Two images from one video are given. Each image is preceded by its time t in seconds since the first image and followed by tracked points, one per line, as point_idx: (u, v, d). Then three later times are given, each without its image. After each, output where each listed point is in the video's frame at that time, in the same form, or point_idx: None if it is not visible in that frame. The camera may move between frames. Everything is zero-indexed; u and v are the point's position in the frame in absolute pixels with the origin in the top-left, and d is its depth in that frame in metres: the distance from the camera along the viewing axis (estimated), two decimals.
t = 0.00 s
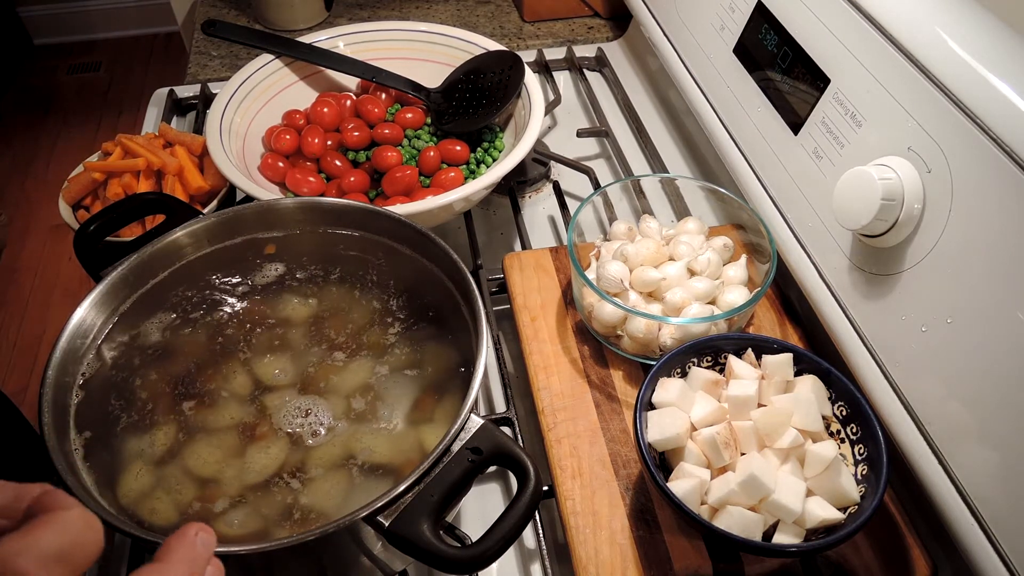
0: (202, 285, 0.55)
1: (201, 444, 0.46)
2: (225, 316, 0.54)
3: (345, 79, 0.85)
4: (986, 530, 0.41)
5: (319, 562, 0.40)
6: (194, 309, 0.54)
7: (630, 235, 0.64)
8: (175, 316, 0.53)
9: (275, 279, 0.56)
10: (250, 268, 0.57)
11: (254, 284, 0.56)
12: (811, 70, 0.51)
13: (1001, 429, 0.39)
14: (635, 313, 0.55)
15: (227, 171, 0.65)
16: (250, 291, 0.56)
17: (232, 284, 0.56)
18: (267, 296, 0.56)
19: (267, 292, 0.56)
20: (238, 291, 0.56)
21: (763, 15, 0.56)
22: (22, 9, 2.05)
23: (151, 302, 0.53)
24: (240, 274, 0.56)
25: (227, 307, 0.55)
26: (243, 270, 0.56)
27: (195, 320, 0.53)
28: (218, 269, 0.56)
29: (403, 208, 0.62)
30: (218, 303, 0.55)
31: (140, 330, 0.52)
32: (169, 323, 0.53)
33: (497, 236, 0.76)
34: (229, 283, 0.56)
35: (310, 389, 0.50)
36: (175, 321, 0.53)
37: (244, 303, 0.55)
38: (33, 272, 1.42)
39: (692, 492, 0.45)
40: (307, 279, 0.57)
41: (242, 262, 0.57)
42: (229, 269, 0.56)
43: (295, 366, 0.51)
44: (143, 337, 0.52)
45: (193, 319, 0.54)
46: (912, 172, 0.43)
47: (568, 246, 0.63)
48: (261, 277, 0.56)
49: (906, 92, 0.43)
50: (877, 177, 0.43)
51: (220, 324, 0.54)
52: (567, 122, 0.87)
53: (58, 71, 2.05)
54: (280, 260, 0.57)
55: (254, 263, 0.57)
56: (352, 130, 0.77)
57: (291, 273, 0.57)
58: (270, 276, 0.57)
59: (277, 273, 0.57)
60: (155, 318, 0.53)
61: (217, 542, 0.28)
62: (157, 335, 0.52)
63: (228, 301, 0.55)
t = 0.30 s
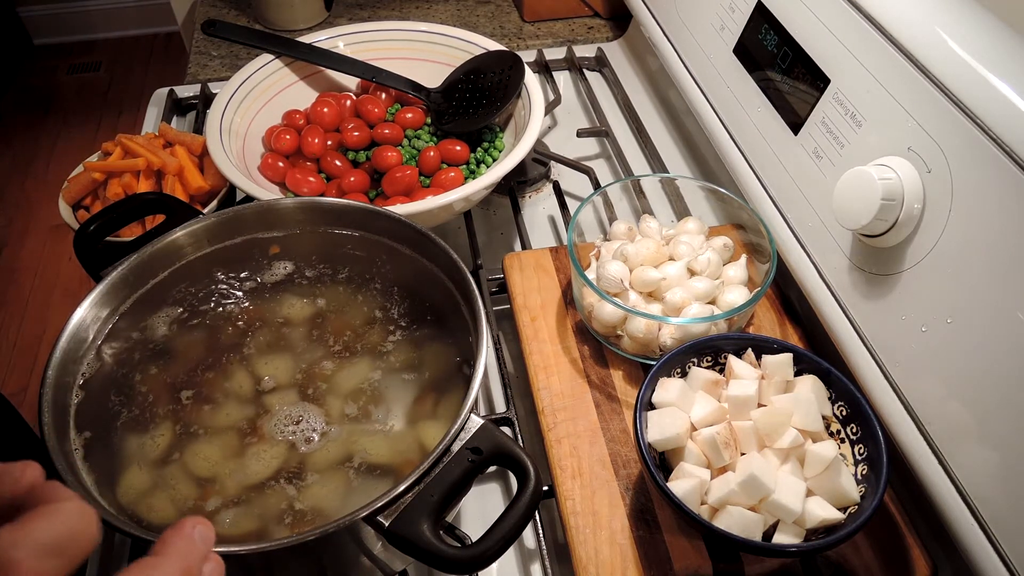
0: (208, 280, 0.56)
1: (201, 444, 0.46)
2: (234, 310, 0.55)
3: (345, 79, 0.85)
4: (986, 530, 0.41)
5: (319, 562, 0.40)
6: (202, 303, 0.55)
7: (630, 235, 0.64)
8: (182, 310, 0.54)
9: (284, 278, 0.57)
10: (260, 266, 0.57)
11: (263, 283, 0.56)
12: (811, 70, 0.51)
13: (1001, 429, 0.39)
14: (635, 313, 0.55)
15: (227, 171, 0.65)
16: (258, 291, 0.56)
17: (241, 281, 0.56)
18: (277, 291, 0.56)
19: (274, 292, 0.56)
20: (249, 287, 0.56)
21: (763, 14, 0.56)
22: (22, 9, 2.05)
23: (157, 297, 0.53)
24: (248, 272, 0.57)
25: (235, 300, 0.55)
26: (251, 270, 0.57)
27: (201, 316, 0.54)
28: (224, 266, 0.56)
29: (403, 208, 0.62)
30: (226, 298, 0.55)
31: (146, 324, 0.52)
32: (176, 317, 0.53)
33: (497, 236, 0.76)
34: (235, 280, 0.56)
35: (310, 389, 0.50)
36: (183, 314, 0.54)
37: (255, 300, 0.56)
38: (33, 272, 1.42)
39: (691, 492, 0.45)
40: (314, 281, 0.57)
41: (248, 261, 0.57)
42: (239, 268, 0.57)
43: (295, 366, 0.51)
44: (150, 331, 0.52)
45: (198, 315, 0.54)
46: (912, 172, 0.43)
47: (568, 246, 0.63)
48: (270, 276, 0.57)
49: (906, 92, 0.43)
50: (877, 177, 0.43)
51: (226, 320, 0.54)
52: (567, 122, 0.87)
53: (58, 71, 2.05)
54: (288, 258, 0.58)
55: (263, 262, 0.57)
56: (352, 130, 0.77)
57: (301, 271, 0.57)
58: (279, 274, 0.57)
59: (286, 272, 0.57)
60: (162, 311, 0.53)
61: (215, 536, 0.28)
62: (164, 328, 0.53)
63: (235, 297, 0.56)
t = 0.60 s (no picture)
0: (214, 275, 0.56)
1: (201, 444, 0.46)
2: (244, 302, 0.55)
3: (345, 79, 0.85)
4: (986, 530, 0.41)
5: (319, 562, 0.40)
6: (210, 297, 0.55)
7: (630, 235, 0.64)
8: (189, 304, 0.54)
9: (294, 275, 0.57)
10: (270, 262, 0.57)
11: (273, 281, 0.56)
12: (811, 70, 0.51)
13: (1001, 429, 0.39)
14: (634, 313, 0.55)
15: (227, 171, 0.65)
16: (265, 288, 0.56)
17: (249, 276, 0.56)
18: (289, 288, 0.56)
19: (283, 290, 0.56)
20: (258, 283, 0.56)
21: (763, 14, 0.56)
22: (22, 9, 2.05)
23: (163, 291, 0.54)
24: (258, 268, 0.57)
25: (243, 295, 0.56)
26: (261, 266, 0.57)
27: (206, 313, 0.54)
28: (229, 263, 0.56)
29: (403, 208, 0.62)
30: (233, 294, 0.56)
31: (153, 319, 0.53)
32: (183, 310, 0.54)
33: (497, 236, 0.76)
34: (244, 276, 0.56)
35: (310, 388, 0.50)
36: (190, 308, 0.54)
37: (265, 297, 0.56)
38: (33, 272, 1.42)
39: (692, 492, 0.45)
40: (323, 279, 0.57)
41: (258, 259, 0.57)
42: (250, 265, 0.57)
43: (295, 366, 0.51)
44: (157, 326, 0.53)
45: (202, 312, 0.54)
46: (912, 172, 0.43)
47: (568, 246, 0.63)
48: (279, 275, 0.57)
49: (906, 92, 0.43)
50: (877, 177, 0.43)
51: (232, 318, 0.54)
52: (567, 122, 0.87)
53: (58, 71, 2.05)
54: (298, 256, 0.58)
55: (272, 261, 0.57)
56: (352, 130, 0.77)
57: (310, 269, 0.57)
58: (288, 272, 0.57)
59: (295, 270, 0.57)
60: (168, 305, 0.54)
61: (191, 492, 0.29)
62: (171, 322, 0.53)
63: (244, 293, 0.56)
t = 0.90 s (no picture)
0: (220, 271, 0.56)
1: (201, 444, 0.46)
2: (257, 297, 0.56)
3: (345, 79, 0.85)
4: (986, 530, 0.41)
5: (319, 562, 0.40)
6: (216, 290, 0.55)
7: (630, 235, 0.64)
8: (194, 298, 0.54)
9: (302, 274, 0.57)
10: (281, 259, 0.57)
11: (283, 283, 0.56)
12: (811, 70, 0.51)
13: (1001, 429, 0.39)
14: (634, 313, 0.55)
15: (227, 171, 0.65)
16: (274, 284, 0.56)
17: (258, 272, 0.57)
18: (300, 288, 0.56)
19: (295, 288, 0.56)
20: (265, 279, 0.56)
21: (763, 14, 0.56)
22: (22, 9, 2.05)
23: (168, 284, 0.54)
24: (268, 265, 0.57)
25: (250, 291, 0.56)
26: (271, 263, 0.57)
27: (211, 310, 0.54)
28: (234, 260, 0.56)
29: (403, 208, 0.62)
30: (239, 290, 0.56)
31: (158, 314, 0.53)
32: (188, 305, 0.54)
33: (497, 236, 0.76)
34: (252, 271, 0.57)
35: (311, 388, 0.50)
36: (194, 303, 0.54)
37: (276, 292, 0.56)
38: (33, 272, 1.42)
39: (692, 492, 0.45)
40: (335, 277, 0.57)
41: (265, 257, 0.57)
42: (261, 262, 0.57)
43: (296, 366, 0.51)
44: (162, 320, 0.53)
45: (206, 308, 0.54)
46: (912, 172, 0.43)
47: (568, 246, 0.63)
48: (287, 273, 0.57)
49: (906, 92, 0.43)
50: (877, 177, 0.43)
51: (237, 316, 0.54)
52: (567, 122, 0.87)
53: (58, 71, 2.05)
54: (308, 256, 0.58)
55: (282, 259, 0.57)
56: (352, 130, 0.77)
57: (319, 267, 0.57)
58: (297, 271, 0.57)
59: (304, 269, 0.57)
60: (173, 299, 0.54)
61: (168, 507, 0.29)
62: (176, 316, 0.53)
63: (251, 289, 0.56)
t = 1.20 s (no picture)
0: (226, 268, 0.56)
1: (201, 444, 0.46)
2: (271, 295, 0.56)
3: (345, 79, 0.85)
4: (986, 530, 0.41)
5: (319, 562, 0.40)
6: (223, 286, 0.56)
7: (630, 235, 0.64)
8: (200, 294, 0.55)
9: (312, 274, 0.57)
10: (291, 259, 0.58)
11: (291, 283, 0.57)
12: (811, 70, 0.51)
13: (1001, 429, 0.39)
14: (634, 313, 0.55)
15: (227, 171, 0.65)
16: (283, 281, 0.57)
17: (267, 270, 0.57)
18: (309, 288, 0.57)
19: (306, 288, 0.57)
20: (274, 276, 0.57)
21: (763, 14, 0.56)
22: (21, 9, 2.05)
23: (173, 281, 0.54)
24: (277, 263, 0.57)
25: (256, 289, 0.56)
26: (282, 263, 0.57)
27: (218, 308, 0.55)
28: (241, 259, 0.57)
29: (403, 208, 0.62)
30: (246, 288, 0.56)
31: (164, 311, 0.53)
32: (194, 300, 0.55)
33: (497, 236, 0.76)
34: (261, 269, 0.57)
35: (310, 388, 0.50)
36: (199, 300, 0.55)
37: (283, 291, 0.56)
38: (33, 272, 1.42)
39: (692, 492, 0.45)
40: (343, 279, 0.57)
41: (274, 256, 0.57)
42: (270, 260, 0.57)
43: (296, 366, 0.51)
44: (168, 317, 0.53)
45: (211, 305, 0.55)
46: (912, 172, 0.43)
47: (568, 247, 0.63)
48: (297, 273, 0.57)
49: (906, 92, 0.43)
50: (877, 177, 0.43)
51: (241, 315, 0.55)
52: (567, 122, 0.87)
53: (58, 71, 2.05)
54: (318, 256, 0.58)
55: (293, 258, 0.58)
56: (352, 130, 0.77)
57: (328, 268, 0.57)
58: (306, 271, 0.57)
59: (313, 269, 0.57)
60: (178, 295, 0.54)
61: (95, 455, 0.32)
62: (182, 312, 0.54)
63: (259, 287, 0.56)
